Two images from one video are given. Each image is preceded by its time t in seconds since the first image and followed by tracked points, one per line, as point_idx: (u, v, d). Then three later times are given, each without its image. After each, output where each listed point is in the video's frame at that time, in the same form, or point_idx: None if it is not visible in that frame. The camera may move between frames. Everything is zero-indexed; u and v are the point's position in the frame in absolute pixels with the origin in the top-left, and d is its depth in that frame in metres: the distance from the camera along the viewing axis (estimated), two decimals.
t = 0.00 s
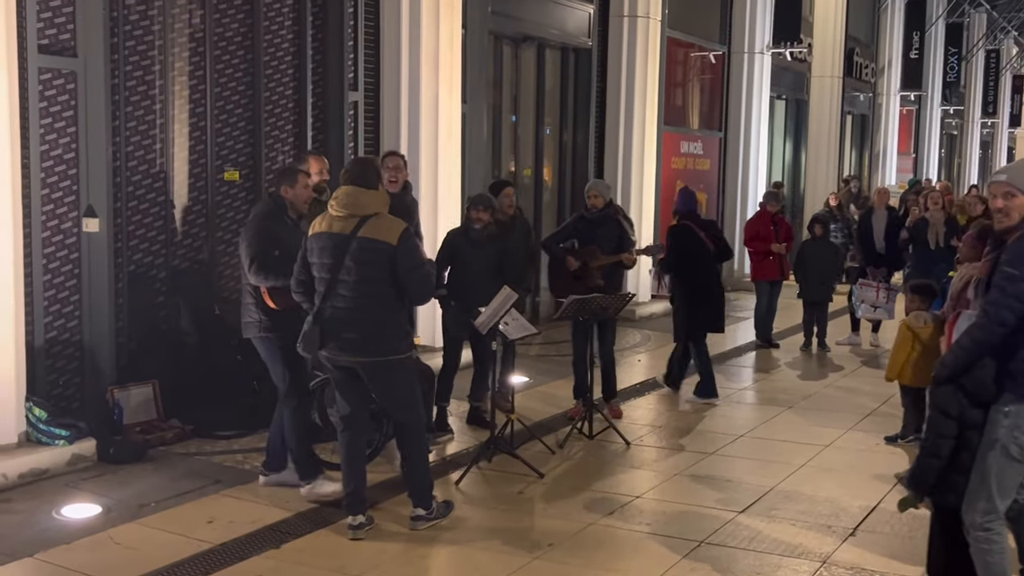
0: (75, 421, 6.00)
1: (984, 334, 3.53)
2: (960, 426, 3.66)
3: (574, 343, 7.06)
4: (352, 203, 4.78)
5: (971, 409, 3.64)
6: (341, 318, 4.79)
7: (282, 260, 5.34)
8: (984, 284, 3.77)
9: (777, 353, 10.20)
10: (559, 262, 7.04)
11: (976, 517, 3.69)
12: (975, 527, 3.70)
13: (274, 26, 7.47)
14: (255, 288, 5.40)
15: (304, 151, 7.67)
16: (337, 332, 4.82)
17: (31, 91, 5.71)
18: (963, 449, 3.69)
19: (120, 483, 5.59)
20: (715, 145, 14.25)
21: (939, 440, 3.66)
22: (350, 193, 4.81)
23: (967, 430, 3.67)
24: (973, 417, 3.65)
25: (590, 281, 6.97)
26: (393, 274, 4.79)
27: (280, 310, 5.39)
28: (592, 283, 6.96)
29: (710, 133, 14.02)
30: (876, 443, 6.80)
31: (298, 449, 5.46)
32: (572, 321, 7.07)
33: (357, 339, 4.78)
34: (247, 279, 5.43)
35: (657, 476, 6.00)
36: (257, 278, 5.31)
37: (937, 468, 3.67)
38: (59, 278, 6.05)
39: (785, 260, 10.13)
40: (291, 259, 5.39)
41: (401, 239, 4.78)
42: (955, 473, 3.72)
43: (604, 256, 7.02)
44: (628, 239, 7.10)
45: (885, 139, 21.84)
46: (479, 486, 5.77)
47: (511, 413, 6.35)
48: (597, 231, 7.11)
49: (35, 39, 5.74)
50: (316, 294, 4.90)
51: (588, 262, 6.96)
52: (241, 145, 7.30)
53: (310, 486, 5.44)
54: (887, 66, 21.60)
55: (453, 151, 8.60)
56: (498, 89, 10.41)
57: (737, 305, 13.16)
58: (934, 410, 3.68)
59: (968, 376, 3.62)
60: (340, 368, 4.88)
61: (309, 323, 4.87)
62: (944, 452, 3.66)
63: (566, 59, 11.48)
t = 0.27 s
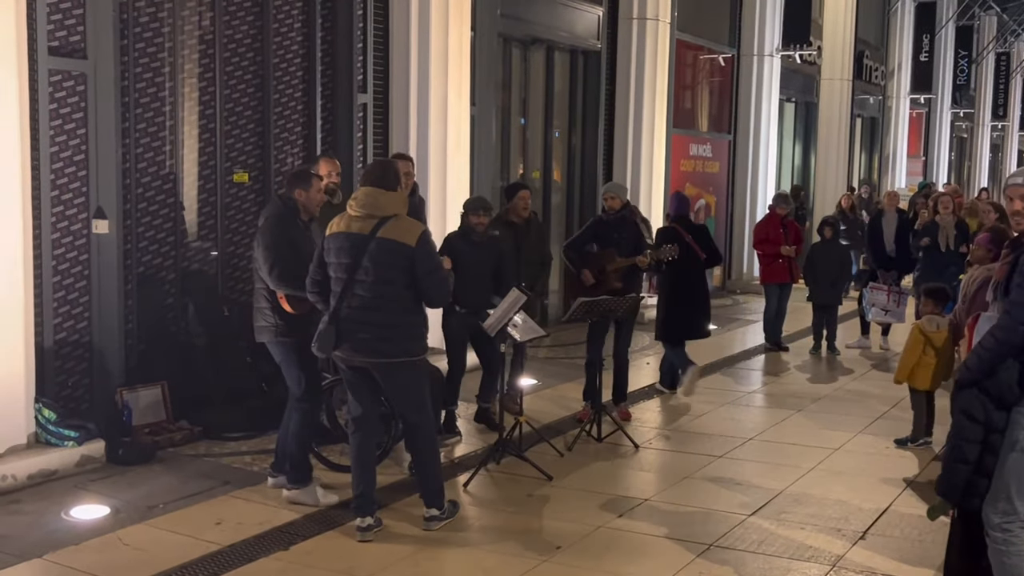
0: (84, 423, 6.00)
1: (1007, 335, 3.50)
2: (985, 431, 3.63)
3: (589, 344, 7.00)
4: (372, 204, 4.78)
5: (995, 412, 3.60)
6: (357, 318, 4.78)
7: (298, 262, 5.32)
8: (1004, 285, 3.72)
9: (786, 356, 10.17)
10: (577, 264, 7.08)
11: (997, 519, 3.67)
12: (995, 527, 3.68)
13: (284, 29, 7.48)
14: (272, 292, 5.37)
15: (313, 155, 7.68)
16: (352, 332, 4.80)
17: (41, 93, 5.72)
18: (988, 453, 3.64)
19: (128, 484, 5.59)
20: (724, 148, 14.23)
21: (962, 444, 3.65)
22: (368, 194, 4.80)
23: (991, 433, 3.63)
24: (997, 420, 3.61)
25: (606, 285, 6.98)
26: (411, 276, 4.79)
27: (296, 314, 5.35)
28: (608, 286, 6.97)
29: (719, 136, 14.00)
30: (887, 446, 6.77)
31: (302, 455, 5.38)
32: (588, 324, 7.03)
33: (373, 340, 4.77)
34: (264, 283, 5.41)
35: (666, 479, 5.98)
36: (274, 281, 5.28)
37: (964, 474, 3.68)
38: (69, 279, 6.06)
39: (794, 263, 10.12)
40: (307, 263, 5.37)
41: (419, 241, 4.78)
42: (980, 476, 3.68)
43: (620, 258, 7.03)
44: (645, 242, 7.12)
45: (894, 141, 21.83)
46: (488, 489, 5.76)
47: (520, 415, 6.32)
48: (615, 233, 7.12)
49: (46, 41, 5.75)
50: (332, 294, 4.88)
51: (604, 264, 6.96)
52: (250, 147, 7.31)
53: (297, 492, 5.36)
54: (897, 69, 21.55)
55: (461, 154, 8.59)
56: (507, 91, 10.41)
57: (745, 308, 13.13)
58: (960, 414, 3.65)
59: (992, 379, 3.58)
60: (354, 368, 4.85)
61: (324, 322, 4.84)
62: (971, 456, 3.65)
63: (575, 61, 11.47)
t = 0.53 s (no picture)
0: (94, 426, 6.01)
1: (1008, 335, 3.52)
2: (990, 435, 3.59)
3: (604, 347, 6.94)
4: (398, 208, 4.78)
5: (1000, 417, 3.58)
6: (381, 321, 4.77)
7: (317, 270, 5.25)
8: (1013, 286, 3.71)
9: (796, 361, 10.14)
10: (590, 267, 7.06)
11: (1002, 524, 3.64)
12: (1001, 534, 3.65)
13: (294, 34, 7.50)
14: (290, 297, 5.30)
15: (323, 159, 7.69)
16: (378, 335, 4.79)
17: (53, 97, 5.75)
18: (992, 458, 3.61)
19: (138, 488, 5.60)
20: (733, 153, 14.21)
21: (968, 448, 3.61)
22: (393, 199, 4.80)
23: (996, 438, 3.59)
24: (1002, 425, 3.58)
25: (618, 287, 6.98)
26: (436, 280, 4.79)
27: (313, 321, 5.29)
28: (620, 288, 6.97)
29: (728, 140, 13.99)
30: (898, 451, 6.75)
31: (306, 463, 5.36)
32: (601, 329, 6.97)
33: (398, 343, 4.77)
34: (281, 288, 5.33)
35: (675, 483, 5.97)
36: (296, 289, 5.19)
37: (968, 479, 3.64)
38: (79, 282, 6.07)
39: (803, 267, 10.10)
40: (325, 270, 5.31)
41: (446, 244, 4.79)
42: (986, 481, 3.64)
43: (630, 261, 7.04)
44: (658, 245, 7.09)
45: (904, 146, 21.85)
46: (496, 492, 5.76)
47: (529, 419, 6.32)
48: (629, 236, 7.11)
49: (57, 46, 5.77)
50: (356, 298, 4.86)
51: (617, 268, 6.98)
52: (260, 152, 7.33)
53: (299, 498, 5.35)
54: (906, 74, 21.52)
55: (470, 159, 8.60)
56: (515, 96, 10.42)
57: (755, 313, 13.10)
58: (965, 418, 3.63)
59: (996, 383, 3.57)
60: (378, 371, 4.84)
61: (348, 325, 4.82)
62: (976, 462, 3.61)
63: (584, 66, 11.48)
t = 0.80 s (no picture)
0: (104, 430, 6.03)
1: (994, 342, 3.48)
2: (983, 441, 3.60)
3: (613, 352, 6.96)
4: (427, 214, 4.79)
5: (990, 425, 3.58)
6: (412, 325, 4.78)
7: (336, 278, 5.23)
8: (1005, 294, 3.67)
9: (805, 366, 10.13)
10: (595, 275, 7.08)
11: (1001, 532, 3.58)
12: (1000, 542, 3.59)
13: (303, 40, 7.52)
14: (307, 304, 5.29)
15: (332, 164, 7.72)
16: (408, 339, 4.79)
17: (63, 103, 5.77)
18: (986, 465, 3.62)
19: (147, 493, 5.61)
20: (742, 157, 14.20)
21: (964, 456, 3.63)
22: (422, 203, 4.80)
23: (988, 445, 3.60)
24: (993, 433, 3.59)
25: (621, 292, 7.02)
26: (465, 283, 4.84)
27: (329, 328, 5.29)
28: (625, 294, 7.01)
29: (737, 145, 13.99)
30: (907, 457, 6.73)
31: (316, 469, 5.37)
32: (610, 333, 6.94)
33: (429, 346, 4.79)
34: (297, 295, 5.32)
35: (684, 489, 5.96)
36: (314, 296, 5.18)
37: (964, 483, 3.65)
38: (89, 288, 6.10)
39: (811, 273, 10.11)
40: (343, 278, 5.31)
41: (475, 249, 4.84)
42: (982, 487, 3.65)
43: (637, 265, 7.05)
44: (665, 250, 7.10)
45: (913, 151, 21.82)
46: (505, 497, 5.76)
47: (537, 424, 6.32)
48: (638, 240, 7.09)
49: (67, 52, 5.80)
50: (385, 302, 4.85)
51: (622, 272, 7.02)
52: (269, 157, 7.35)
53: (308, 503, 5.37)
54: (915, 78, 21.48)
55: (479, 164, 8.61)
56: (524, 101, 10.43)
57: (763, 318, 13.08)
58: (960, 426, 3.67)
59: (987, 389, 3.54)
60: (406, 375, 4.83)
61: (378, 330, 4.80)
62: (969, 467, 3.63)
63: (593, 71, 11.49)
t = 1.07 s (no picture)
0: (113, 436, 6.05)
1: (991, 352, 3.46)
2: (982, 449, 3.59)
3: (617, 354, 6.92)
4: (456, 220, 4.85)
5: (990, 434, 3.57)
6: (441, 331, 4.81)
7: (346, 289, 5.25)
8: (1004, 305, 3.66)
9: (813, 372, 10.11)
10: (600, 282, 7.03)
11: (1003, 540, 3.53)
12: (1002, 550, 3.54)
13: (312, 47, 7.55)
14: (316, 313, 5.32)
15: (340, 169, 7.75)
16: (438, 345, 4.81)
17: (73, 110, 5.80)
18: (986, 474, 3.61)
19: (156, 498, 5.63)
20: (750, 163, 14.20)
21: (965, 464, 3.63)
22: (451, 209, 4.86)
23: (987, 453, 3.59)
24: (993, 443, 3.58)
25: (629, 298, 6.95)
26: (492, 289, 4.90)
27: (338, 337, 5.32)
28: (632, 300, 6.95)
29: (744, 151, 13.99)
30: (915, 463, 6.72)
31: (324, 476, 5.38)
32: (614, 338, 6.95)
33: (459, 352, 4.83)
34: (306, 304, 5.34)
35: (692, 495, 5.96)
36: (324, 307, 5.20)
37: (964, 490, 3.65)
38: (99, 293, 6.12)
39: (818, 278, 10.10)
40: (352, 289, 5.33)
41: (502, 255, 4.92)
42: (982, 495, 3.64)
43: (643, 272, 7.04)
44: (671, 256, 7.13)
45: (922, 155, 21.79)
46: (513, 503, 5.77)
47: (545, 430, 6.32)
48: (643, 248, 7.14)
49: (78, 59, 5.83)
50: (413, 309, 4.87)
51: (629, 277, 7.00)
52: (278, 163, 7.38)
53: (317, 508, 5.38)
54: (923, 83, 21.45)
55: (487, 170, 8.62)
56: (531, 107, 10.45)
57: (771, 323, 13.07)
58: (960, 434, 3.67)
59: (986, 397, 3.53)
60: (433, 380, 4.85)
61: (407, 335, 4.81)
62: (969, 475, 3.64)
63: (600, 77, 11.51)
